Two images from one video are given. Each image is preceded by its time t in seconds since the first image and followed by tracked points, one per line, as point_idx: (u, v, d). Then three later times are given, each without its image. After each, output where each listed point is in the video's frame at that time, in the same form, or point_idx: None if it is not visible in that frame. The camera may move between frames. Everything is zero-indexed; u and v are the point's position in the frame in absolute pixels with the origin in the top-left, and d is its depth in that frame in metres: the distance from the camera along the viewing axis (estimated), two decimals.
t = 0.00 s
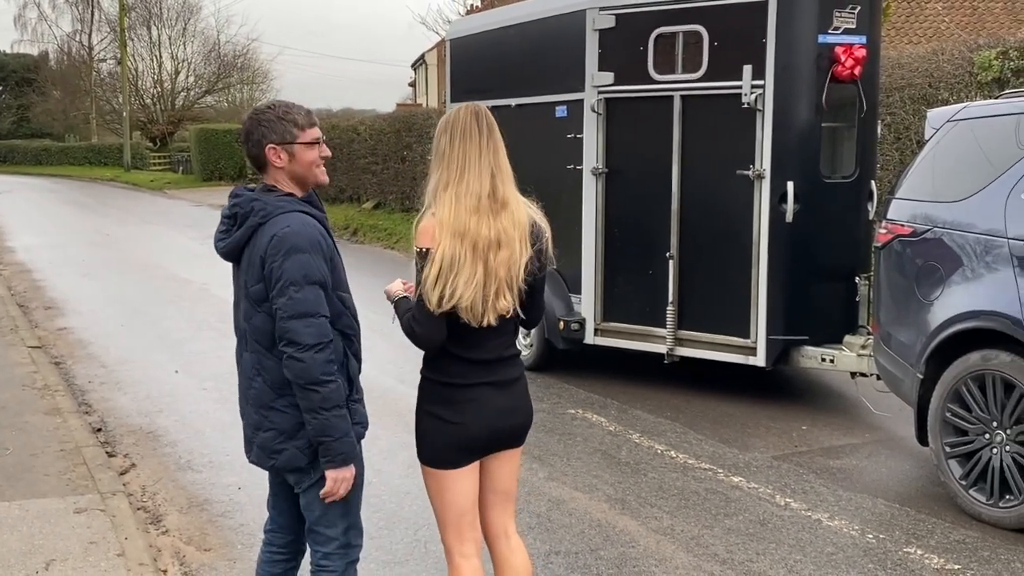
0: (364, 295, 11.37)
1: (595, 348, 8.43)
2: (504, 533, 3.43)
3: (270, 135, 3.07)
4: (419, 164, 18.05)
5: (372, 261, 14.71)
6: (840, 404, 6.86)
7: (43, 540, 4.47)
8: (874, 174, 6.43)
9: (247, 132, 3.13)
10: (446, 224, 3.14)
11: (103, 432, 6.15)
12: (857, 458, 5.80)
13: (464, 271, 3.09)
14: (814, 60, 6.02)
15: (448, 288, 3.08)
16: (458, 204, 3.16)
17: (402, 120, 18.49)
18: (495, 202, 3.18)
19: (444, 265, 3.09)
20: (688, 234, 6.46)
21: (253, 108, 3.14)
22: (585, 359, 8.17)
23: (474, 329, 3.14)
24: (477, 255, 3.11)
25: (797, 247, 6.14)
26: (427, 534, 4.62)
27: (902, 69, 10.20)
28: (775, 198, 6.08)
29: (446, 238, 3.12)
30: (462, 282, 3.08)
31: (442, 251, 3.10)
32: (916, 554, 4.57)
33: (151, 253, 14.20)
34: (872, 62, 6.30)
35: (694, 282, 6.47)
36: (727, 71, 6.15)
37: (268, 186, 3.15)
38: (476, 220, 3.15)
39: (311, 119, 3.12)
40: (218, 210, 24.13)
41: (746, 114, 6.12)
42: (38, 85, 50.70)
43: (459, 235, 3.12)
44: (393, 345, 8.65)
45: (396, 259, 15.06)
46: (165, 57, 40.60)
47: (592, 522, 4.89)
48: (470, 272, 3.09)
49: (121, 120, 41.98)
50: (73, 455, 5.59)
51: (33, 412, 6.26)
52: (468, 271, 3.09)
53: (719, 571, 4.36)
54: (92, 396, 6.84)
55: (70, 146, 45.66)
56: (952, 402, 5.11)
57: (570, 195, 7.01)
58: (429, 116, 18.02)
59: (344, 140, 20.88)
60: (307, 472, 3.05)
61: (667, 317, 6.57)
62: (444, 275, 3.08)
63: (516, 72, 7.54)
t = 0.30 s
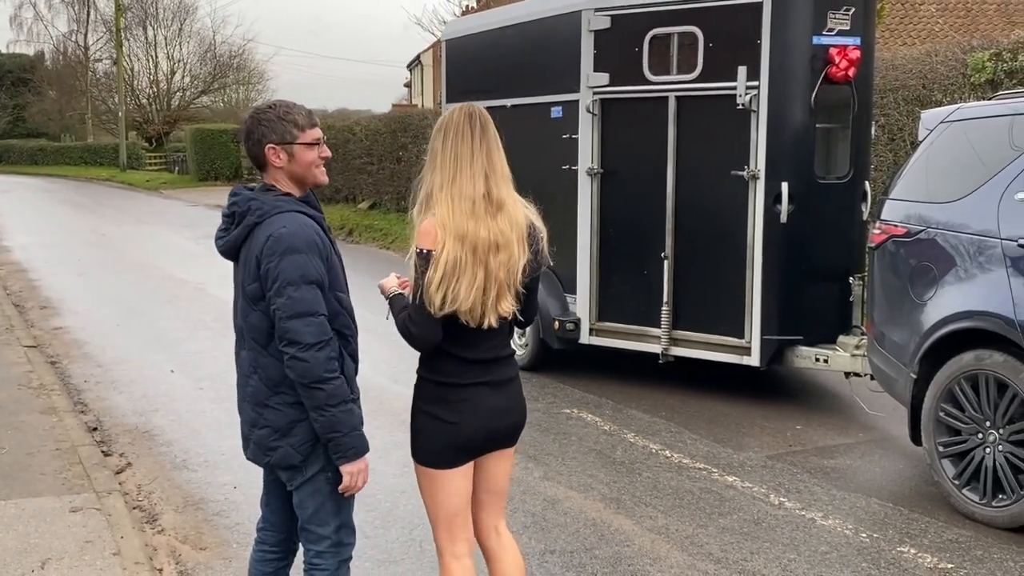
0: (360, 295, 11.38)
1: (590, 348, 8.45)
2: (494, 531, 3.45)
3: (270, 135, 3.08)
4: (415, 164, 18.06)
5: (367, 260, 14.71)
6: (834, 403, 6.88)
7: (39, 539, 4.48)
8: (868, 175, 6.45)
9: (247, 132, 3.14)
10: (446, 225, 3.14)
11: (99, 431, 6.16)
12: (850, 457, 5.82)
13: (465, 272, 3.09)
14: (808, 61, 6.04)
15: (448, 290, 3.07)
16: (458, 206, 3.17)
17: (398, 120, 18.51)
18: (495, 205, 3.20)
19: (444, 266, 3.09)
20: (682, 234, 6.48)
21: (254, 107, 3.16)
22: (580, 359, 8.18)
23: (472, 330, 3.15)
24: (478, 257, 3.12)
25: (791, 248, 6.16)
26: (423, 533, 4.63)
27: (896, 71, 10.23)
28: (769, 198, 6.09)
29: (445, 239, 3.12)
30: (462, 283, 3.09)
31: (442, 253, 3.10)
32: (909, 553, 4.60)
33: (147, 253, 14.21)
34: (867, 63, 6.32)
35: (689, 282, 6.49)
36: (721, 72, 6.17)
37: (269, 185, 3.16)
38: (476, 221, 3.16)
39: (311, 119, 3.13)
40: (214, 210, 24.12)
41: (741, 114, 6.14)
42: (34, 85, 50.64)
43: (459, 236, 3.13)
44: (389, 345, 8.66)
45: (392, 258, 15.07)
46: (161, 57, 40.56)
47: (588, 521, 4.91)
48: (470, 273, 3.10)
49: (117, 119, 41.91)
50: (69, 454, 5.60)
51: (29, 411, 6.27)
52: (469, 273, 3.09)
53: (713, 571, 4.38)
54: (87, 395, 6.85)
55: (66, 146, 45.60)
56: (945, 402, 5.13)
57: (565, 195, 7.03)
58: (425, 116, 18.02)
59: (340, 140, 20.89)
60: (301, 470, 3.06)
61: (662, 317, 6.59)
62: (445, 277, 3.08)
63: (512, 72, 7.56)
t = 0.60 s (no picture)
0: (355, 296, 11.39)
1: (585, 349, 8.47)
2: (501, 532, 3.46)
3: (272, 136, 3.09)
4: (411, 165, 18.07)
5: (363, 261, 14.73)
6: (828, 404, 6.91)
7: (35, 540, 4.49)
8: (862, 176, 6.48)
9: (250, 131, 3.15)
10: (475, 226, 3.16)
11: (95, 432, 6.17)
12: (844, 458, 5.84)
13: (493, 272, 3.13)
14: (803, 63, 6.06)
15: (479, 290, 3.09)
16: (485, 207, 3.20)
17: (394, 120, 18.52)
18: (518, 207, 3.26)
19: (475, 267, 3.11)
20: (678, 236, 6.50)
21: (258, 106, 3.17)
22: (575, 359, 8.20)
23: (495, 330, 3.18)
24: (504, 258, 3.16)
25: (786, 249, 6.18)
26: (419, 533, 4.65)
27: (890, 72, 10.26)
28: (764, 200, 6.11)
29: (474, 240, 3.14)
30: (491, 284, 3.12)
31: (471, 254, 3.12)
32: (903, 554, 4.61)
33: (143, 254, 14.21)
34: (861, 65, 6.34)
35: (684, 283, 6.51)
36: (716, 74, 6.19)
37: (268, 185, 3.17)
38: (503, 222, 3.20)
39: (314, 122, 3.14)
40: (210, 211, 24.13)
41: (736, 116, 6.15)
42: (31, 85, 50.61)
43: (487, 237, 3.15)
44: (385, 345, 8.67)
45: (388, 259, 15.08)
46: (157, 58, 40.57)
47: (583, 522, 4.92)
48: (499, 274, 3.13)
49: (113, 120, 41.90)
50: (66, 454, 5.61)
51: (26, 412, 6.27)
52: (497, 273, 3.13)
53: (708, 571, 4.40)
54: (84, 396, 6.85)
55: (62, 146, 45.56)
56: (939, 403, 5.15)
57: (561, 196, 7.04)
58: (420, 117, 18.04)
59: (335, 141, 20.90)
60: (303, 469, 3.06)
61: (657, 318, 6.60)
62: (476, 277, 3.10)
63: (507, 74, 7.57)
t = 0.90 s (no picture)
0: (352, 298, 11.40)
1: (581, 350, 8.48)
2: (522, 527, 3.46)
3: (278, 147, 3.08)
4: (406, 167, 18.08)
5: (359, 263, 14.74)
6: (824, 405, 6.93)
7: (32, 540, 4.50)
8: (856, 178, 6.50)
9: (254, 139, 3.13)
10: (519, 225, 3.21)
11: (91, 433, 6.17)
12: (839, 459, 5.86)
13: (540, 269, 3.20)
14: (797, 66, 6.08)
15: (529, 288, 3.15)
16: (525, 205, 3.25)
17: (390, 122, 18.54)
18: (551, 204, 3.34)
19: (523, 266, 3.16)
20: (674, 237, 6.51)
21: (262, 114, 3.14)
22: (571, 360, 8.21)
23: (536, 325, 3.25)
24: (545, 254, 3.24)
25: (781, 251, 6.20)
26: (415, 534, 4.66)
27: (884, 75, 10.29)
28: (760, 202, 6.13)
29: (521, 239, 3.19)
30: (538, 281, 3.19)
31: (520, 252, 3.16)
32: (898, 555, 4.63)
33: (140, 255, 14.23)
34: (856, 68, 6.36)
35: (680, 285, 6.52)
36: (712, 76, 6.20)
37: (266, 191, 3.17)
38: (541, 219, 3.27)
39: (318, 131, 3.14)
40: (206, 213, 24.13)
41: (731, 119, 6.17)
42: (27, 86, 50.57)
43: (531, 235, 3.21)
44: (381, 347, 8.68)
45: (384, 260, 15.10)
46: (154, 59, 40.57)
47: (578, 523, 4.94)
48: (543, 271, 3.21)
49: (110, 121, 41.89)
50: (62, 455, 5.61)
51: (22, 412, 6.27)
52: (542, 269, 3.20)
53: (703, 572, 4.41)
54: (80, 397, 6.86)
55: (59, 147, 45.53)
56: (934, 404, 5.17)
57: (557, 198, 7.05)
58: (417, 119, 18.05)
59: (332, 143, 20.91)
60: (307, 468, 3.06)
61: (653, 319, 6.62)
62: (527, 275, 3.15)
63: (503, 76, 7.58)
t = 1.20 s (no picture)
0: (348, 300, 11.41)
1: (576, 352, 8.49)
2: (523, 527, 3.46)
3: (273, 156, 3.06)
4: (403, 169, 18.09)
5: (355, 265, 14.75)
6: (819, 407, 6.95)
7: (28, 542, 4.50)
8: (852, 181, 6.51)
9: (247, 150, 3.11)
10: (547, 223, 3.25)
11: (88, 434, 6.17)
12: (834, 461, 5.88)
13: (567, 267, 3.25)
14: (793, 68, 6.10)
15: (560, 284, 3.19)
16: (551, 205, 3.30)
17: (387, 124, 18.55)
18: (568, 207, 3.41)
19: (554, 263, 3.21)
20: (669, 239, 6.53)
21: (250, 123, 3.11)
22: (567, 362, 8.22)
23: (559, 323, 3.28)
24: (571, 253, 3.29)
25: (776, 253, 6.21)
26: (411, 536, 4.67)
27: (879, 78, 10.32)
28: (755, 204, 6.14)
29: (550, 237, 3.23)
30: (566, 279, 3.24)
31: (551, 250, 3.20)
32: (893, 556, 4.65)
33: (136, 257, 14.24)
34: (851, 71, 6.38)
35: (676, 286, 6.53)
36: (708, 79, 6.22)
37: (264, 199, 3.17)
38: (563, 219, 3.33)
39: (307, 133, 3.11)
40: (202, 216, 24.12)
41: (727, 121, 6.19)
42: (24, 88, 50.55)
43: (558, 234, 3.26)
44: (378, 348, 8.69)
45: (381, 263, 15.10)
46: (151, 62, 40.56)
47: (574, 524, 4.95)
48: (570, 268, 3.26)
49: (106, 123, 41.86)
50: (59, 456, 5.62)
51: (18, 414, 6.27)
52: (569, 268, 3.25)
53: (698, 573, 4.43)
54: (77, 398, 6.86)
55: (56, 149, 45.49)
56: (928, 406, 5.19)
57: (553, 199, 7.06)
58: (413, 121, 18.06)
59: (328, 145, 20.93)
60: (300, 466, 3.08)
61: (648, 320, 6.63)
62: (558, 272, 3.20)
63: (500, 78, 7.60)
